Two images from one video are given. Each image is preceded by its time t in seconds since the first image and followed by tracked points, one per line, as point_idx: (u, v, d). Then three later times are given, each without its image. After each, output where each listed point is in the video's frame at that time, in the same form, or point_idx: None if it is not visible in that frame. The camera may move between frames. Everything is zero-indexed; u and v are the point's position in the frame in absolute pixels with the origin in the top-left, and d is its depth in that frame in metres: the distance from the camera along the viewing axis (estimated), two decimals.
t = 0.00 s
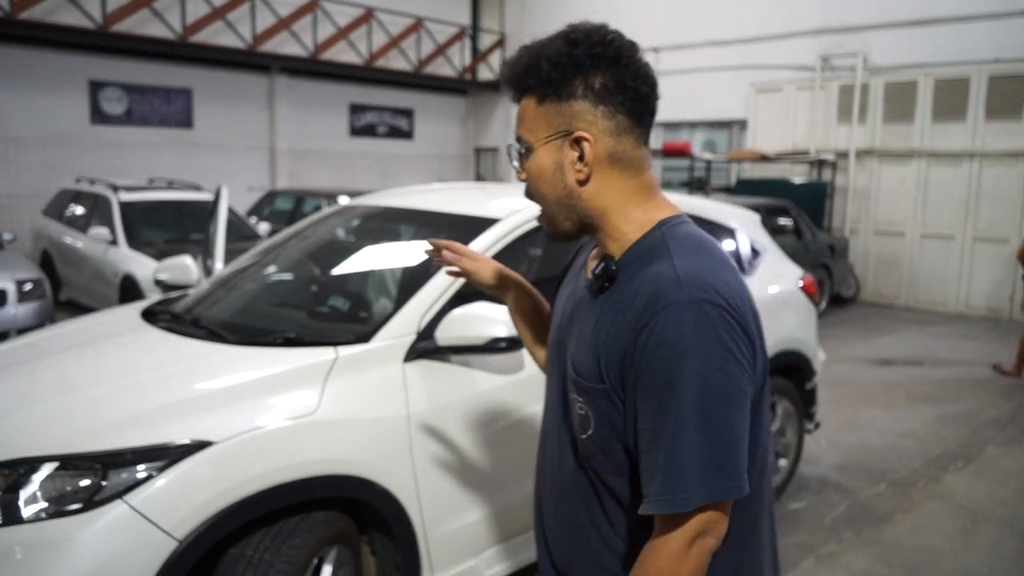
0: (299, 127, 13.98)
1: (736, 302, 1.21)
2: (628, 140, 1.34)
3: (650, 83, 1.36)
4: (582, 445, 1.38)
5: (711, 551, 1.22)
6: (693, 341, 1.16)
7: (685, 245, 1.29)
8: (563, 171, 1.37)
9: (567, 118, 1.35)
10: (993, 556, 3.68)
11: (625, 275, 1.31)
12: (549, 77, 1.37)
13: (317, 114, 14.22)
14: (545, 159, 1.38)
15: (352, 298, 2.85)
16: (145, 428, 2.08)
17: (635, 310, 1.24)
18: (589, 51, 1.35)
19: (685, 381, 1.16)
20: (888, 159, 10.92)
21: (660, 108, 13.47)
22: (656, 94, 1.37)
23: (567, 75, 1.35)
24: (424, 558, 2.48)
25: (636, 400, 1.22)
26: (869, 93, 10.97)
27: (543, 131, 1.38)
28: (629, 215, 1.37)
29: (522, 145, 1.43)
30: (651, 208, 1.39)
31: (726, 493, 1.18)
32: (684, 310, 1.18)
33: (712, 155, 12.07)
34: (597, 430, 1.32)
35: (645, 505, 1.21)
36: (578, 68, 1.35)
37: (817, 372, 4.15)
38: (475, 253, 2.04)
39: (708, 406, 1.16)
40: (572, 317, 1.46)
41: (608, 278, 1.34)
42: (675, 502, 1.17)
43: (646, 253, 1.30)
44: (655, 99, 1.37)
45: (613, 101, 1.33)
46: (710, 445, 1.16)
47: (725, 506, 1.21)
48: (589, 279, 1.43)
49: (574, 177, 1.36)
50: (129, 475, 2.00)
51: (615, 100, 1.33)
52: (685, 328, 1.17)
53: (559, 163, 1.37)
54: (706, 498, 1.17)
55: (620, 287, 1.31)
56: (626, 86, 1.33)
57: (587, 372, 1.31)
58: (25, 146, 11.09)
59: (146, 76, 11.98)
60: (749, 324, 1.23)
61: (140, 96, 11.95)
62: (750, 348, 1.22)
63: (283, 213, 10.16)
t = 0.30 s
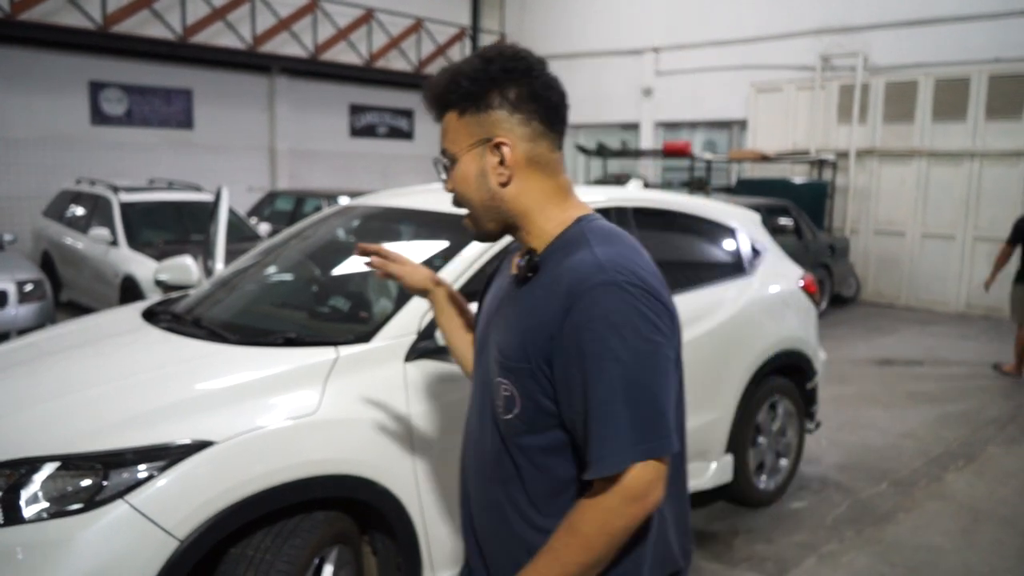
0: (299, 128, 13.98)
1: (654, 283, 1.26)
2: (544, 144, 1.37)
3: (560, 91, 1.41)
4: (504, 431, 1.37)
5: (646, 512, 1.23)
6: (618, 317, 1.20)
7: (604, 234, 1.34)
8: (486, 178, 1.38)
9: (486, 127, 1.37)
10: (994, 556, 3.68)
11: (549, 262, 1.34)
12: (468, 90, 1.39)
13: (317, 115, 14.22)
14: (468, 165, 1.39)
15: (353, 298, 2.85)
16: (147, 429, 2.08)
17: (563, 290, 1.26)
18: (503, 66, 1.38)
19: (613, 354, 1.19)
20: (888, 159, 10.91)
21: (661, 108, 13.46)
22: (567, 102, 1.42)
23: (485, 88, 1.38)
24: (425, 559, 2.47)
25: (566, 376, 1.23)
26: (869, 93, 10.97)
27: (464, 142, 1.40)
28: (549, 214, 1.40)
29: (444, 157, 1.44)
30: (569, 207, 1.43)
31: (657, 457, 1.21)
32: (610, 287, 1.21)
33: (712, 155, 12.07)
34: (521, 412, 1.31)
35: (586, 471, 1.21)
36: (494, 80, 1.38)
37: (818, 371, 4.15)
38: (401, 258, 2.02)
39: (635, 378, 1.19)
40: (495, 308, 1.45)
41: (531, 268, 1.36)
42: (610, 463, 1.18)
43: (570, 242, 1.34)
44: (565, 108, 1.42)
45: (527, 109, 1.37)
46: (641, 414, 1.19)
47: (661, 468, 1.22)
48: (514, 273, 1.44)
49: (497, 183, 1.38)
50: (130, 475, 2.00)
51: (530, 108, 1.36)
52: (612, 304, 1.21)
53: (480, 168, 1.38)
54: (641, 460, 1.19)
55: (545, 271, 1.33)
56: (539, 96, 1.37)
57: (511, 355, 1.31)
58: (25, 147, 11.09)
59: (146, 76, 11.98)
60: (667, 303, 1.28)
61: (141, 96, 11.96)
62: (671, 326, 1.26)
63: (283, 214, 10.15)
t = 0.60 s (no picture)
0: (300, 128, 13.97)
1: (537, 279, 1.33)
2: (447, 159, 1.45)
3: (472, 99, 1.45)
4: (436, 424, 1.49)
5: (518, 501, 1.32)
6: (490, 315, 1.29)
7: (502, 233, 1.41)
8: (407, 192, 1.51)
9: (399, 147, 1.49)
10: (996, 555, 3.68)
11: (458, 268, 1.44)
12: (387, 113, 1.50)
13: (318, 115, 14.22)
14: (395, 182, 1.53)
15: (354, 299, 2.84)
16: (150, 429, 2.08)
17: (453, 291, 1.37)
18: (411, 86, 1.46)
19: (482, 348, 1.28)
20: (889, 159, 10.90)
21: (662, 108, 13.45)
22: (482, 107, 1.46)
23: (395, 112, 1.48)
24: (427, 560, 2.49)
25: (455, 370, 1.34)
26: (870, 93, 10.97)
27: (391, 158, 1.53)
28: (466, 218, 1.49)
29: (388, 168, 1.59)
30: (492, 208, 1.51)
31: (527, 443, 1.30)
32: (484, 284, 1.31)
33: (713, 155, 12.05)
34: (440, 407, 1.43)
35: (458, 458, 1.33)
36: (402, 102, 1.47)
37: (820, 371, 4.15)
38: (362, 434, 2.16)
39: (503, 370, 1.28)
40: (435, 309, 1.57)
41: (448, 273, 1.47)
42: (474, 449, 1.29)
43: (472, 245, 1.42)
44: (477, 115, 1.45)
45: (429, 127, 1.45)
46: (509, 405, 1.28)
47: (533, 455, 1.32)
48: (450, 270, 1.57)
49: (415, 196, 1.50)
50: (133, 476, 2.01)
51: (432, 126, 1.44)
52: (482, 299, 1.30)
53: (401, 185, 1.52)
54: (505, 447, 1.29)
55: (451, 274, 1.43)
56: (442, 111, 1.44)
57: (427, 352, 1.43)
58: (27, 148, 11.10)
59: (147, 77, 11.99)
60: (553, 295, 1.34)
61: (142, 97, 11.97)
62: (553, 319, 1.33)
63: (284, 214, 10.16)
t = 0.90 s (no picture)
0: (303, 129, 13.98)
1: (467, 276, 1.34)
2: (414, 162, 1.47)
3: (437, 103, 1.45)
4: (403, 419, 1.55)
5: (460, 494, 1.35)
6: (415, 311, 1.32)
7: (445, 232, 1.43)
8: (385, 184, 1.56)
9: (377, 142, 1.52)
10: (999, 555, 3.68)
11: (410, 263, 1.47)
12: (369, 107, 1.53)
13: (321, 116, 14.23)
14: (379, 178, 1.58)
15: (358, 299, 2.85)
16: (154, 429, 2.09)
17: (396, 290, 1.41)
18: (382, 89, 1.48)
19: (408, 343, 1.32)
20: (891, 159, 10.89)
21: (664, 108, 13.45)
22: (448, 110, 1.45)
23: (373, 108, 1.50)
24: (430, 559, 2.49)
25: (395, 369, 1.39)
26: (872, 93, 10.98)
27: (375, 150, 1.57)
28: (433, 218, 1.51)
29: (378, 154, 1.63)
30: (459, 206, 1.51)
31: (450, 439, 1.31)
32: (413, 284, 1.34)
33: (715, 156, 12.05)
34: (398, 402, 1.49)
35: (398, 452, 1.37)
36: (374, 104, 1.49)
37: (823, 371, 4.15)
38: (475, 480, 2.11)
39: (427, 367, 1.31)
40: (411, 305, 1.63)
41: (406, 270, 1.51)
42: (402, 443, 1.32)
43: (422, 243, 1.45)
44: (442, 121, 1.45)
45: (397, 130, 1.47)
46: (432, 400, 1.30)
47: (472, 450, 1.34)
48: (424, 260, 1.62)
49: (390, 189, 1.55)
50: (138, 476, 2.01)
51: (399, 129, 1.46)
52: (410, 299, 1.33)
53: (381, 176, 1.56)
54: (429, 442, 1.31)
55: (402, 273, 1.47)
56: (408, 114, 1.45)
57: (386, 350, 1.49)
58: (30, 150, 11.12)
59: (150, 79, 12.01)
60: (482, 293, 1.34)
61: (144, 98, 11.99)
62: (484, 317, 1.34)
63: (287, 215, 10.17)
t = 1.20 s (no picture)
0: (319, 130, 14.05)
1: (440, 284, 1.36)
2: (448, 149, 1.49)
3: (474, 92, 1.45)
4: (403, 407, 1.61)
5: (394, 485, 1.42)
6: (386, 310, 1.37)
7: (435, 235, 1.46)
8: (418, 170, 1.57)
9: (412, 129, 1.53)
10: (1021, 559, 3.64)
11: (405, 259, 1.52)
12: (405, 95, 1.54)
13: (337, 118, 14.30)
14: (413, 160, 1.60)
15: (375, 299, 2.87)
16: (173, 429, 2.11)
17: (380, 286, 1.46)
18: (422, 74, 1.49)
19: (378, 341, 1.36)
20: (910, 158, 10.79)
21: (680, 108, 13.40)
22: (484, 100, 1.46)
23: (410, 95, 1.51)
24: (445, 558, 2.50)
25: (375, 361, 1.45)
26: (890, 92, 10.90)
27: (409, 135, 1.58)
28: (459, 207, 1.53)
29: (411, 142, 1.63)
30: (485, 200, 1.53)
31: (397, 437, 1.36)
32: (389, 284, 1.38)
33: (732, 156, 11.98)
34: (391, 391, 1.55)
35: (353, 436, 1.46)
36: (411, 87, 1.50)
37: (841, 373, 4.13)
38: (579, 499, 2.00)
39: (389, 365, 1.35)
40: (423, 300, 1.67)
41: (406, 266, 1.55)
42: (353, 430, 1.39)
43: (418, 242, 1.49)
44: (480, 110, 1.46)
45: (434, 117, 1.48)
46: (387, 398, 1.35)
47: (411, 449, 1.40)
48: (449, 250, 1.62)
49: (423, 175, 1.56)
50: (156, 475, 2.03)
51: (434, 115, 1.47)
52: (384, 297, 1.38)
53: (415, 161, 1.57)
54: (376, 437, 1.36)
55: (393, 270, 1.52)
56: (445, 101, 1.45)
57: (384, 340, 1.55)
58: (52, 152, 11.26)
59: (169, 81, 12.11)
60: (452, 303, 1.36)
61: (164, 100, 12.10)
62: (450, 325, 1.36)
63: (304, 216, 10.24)
